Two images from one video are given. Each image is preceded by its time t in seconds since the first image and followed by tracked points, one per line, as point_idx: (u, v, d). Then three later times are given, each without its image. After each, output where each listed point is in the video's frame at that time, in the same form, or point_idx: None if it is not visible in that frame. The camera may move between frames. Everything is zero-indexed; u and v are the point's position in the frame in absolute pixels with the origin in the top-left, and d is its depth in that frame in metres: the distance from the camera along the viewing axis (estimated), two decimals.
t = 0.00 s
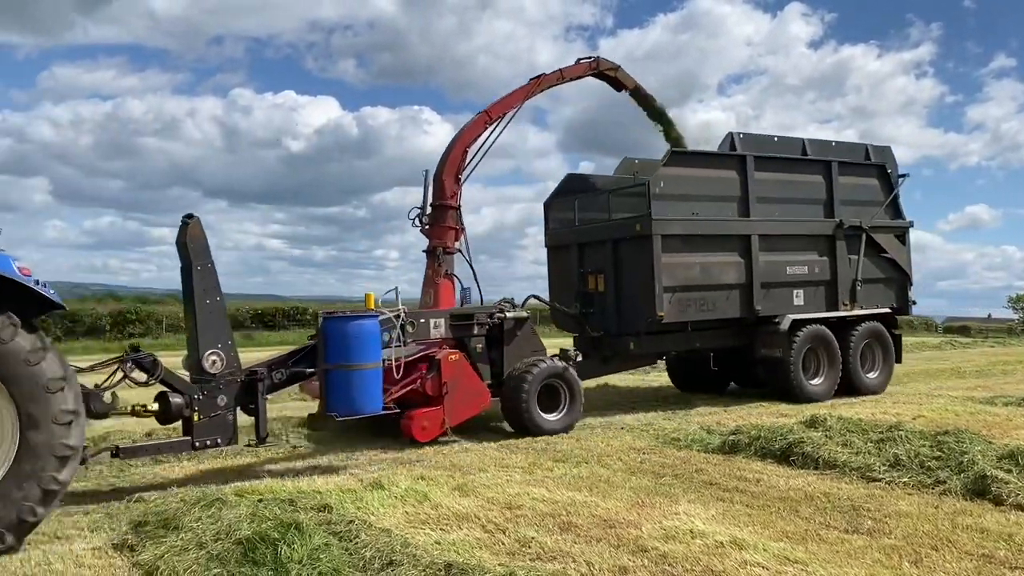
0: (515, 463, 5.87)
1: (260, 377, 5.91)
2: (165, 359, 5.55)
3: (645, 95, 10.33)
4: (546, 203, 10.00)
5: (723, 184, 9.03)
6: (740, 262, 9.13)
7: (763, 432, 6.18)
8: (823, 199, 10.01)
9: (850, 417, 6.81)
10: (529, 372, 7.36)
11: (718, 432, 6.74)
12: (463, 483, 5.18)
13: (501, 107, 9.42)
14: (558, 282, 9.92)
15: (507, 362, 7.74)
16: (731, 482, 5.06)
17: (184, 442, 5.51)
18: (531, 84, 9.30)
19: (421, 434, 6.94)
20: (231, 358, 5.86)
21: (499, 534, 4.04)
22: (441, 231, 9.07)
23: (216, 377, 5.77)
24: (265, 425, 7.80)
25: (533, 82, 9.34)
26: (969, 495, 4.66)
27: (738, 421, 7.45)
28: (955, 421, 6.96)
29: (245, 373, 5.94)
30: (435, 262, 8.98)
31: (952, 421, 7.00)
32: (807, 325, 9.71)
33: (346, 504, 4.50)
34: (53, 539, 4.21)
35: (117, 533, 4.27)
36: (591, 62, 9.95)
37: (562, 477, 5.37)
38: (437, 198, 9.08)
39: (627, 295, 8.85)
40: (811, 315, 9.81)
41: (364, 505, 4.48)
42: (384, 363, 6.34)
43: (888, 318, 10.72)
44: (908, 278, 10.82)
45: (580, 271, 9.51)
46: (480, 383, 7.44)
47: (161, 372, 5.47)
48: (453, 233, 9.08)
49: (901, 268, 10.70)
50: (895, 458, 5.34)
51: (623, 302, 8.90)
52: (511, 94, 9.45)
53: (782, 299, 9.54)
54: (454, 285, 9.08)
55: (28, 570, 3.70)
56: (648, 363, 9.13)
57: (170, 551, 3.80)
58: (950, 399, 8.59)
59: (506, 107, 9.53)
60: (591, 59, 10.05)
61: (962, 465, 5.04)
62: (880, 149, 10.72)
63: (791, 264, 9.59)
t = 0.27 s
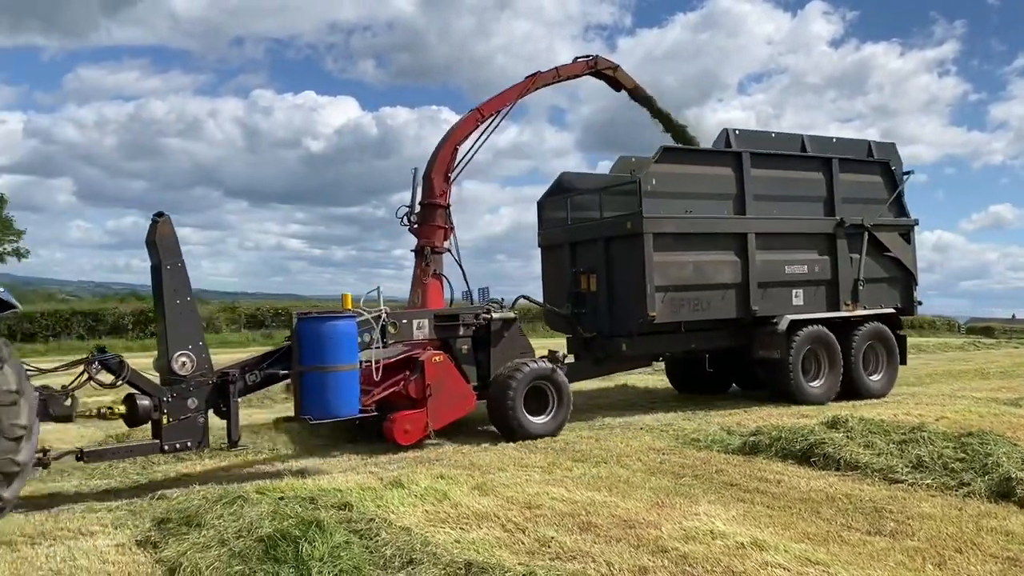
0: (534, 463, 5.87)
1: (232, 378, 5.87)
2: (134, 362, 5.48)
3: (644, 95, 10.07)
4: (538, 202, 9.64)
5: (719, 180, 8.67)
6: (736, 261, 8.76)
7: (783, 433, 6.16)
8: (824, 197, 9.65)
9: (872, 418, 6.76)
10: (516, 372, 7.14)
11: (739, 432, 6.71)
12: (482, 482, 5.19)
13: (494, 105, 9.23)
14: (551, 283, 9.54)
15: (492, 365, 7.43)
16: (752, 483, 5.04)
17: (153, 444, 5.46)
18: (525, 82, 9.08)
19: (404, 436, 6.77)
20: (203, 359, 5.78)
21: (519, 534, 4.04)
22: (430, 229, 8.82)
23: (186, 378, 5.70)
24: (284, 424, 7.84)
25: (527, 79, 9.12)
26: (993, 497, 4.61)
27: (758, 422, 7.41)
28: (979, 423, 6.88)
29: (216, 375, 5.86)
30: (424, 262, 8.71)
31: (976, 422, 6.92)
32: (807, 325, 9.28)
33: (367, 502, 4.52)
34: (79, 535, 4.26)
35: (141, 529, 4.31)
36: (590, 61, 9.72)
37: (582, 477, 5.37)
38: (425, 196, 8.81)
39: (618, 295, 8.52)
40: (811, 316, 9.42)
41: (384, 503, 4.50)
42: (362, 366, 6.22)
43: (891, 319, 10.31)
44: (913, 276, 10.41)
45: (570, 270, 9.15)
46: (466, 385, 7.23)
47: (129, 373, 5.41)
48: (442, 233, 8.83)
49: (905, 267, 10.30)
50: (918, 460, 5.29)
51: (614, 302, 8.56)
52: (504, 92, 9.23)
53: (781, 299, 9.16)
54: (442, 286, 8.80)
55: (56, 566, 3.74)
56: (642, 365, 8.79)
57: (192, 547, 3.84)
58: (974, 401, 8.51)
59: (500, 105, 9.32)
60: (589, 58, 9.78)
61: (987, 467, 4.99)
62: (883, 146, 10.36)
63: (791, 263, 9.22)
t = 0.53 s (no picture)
0: (555, 463, 5.85)
1: (204, 382, 5.57)
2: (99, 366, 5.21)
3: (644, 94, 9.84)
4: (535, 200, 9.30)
5: (719, 179, 8.29)
6: (736, 262, 8.36)
7: (807, 434, 6.10)
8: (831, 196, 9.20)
9: (897, 419, 6.69)
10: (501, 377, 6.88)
11: (761, 433, 6.67)
12: (504, 482, 5.18)
13: (488, 102, 9.08)
14: (548, 284, 9.16)
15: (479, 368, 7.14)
16: (775, 484, 5.00)
17: (120, 450, 5.21)
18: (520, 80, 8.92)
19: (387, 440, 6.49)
20: (174, 361, 5.52)
21: (541, 533, 4.04)
22: (422, 229, 8.68)
23: (157, 382, 5.42)
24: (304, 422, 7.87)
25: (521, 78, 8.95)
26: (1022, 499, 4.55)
27: (781, 423, 7.36)
28: (1007, 424, 6.79)
29: (189, 378, 5.57)
30: (414, 262, 8.59)
31: (1005, 424, 6.83)
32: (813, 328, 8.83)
33: (389, 500, 4.53)
34: (106, 531, 4.30)
35: (166, 526, 4.35)
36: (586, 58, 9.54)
37: (603, 477, 5.36)
38: (416, 196, 8.69)
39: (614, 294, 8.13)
40: (815, 317, 8.97)
41: (406, 502, 4.51)
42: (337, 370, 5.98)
43: (900, 321, 9.74)
44: (923, 277, 9.84)
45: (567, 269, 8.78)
46: (452, 387, 6.89)
47: (96, 376, 5.19)
48: (433, 233, 8.69)
49: (915, 269, 9.74)
50: (943, 462, 5.24)
51: (610, 302, 8.19)
52: (498, 91, 9.08)
53: (785, 299, 8.73)
54: (434, 287, 8.68)
55: (83, 562, 3.78)
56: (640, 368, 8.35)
57: (217, 544, 3.87)
58: (1001, 402, 8.40)
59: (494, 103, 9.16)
60: (587, 56, 9.57)
61: (1015, 470, 4.92)
62: (894, 142, 9.83)
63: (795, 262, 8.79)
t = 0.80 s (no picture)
0: (578, 463, 5.84)
1: (175, 386, 5.47)
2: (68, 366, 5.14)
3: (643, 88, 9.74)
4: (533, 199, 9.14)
5: (720, 176, 8.06)
6: (738, 261, 8.12)
7: (834, 435, 6.05)
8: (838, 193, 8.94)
9: (926, 421, 6.62)
10: (490, 377, 6.77)
11: (787, 434, 6.62)
12: (528, 481, 5.19)
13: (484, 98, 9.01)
14: (546, 284, 8.99)
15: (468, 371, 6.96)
16: (801, 485, 4.97)
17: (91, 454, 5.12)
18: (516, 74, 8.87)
19: (369, 444, 6.35)
20: (145, 365, 5.43)
21: (565, 533, 4.04)
22: (415, 228, 8.61)
23: (127, 386, 5.34)
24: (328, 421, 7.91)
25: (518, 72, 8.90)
26: None
27: (806, 424, 7.30)
28: None
29: (160, 382, 5.48)
30: (407, 262, 8.53)
31: None
32: (817, 329, 8.59)
33: (414, 499, 4.55)
34: (135, 528, 4.36)
35: (194, 523, 4.40)
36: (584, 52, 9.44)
37: (628, 477, 5.34)
38: (409, 195, 8.59)
39: (611, 294, 7.93)
40: (821, 318, 8.70)
41: (430, 501, 4.53)
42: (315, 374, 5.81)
43: (910, 321, 9.48)
44: (935, 277, 9.53)
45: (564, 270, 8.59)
46: (438, 390, 6.74)
47: (64, 380, 5.08)
48: (426, 232, 8.60)
49: (927, 268, 9.44)
50: (974, 464, 5.17)
51: (607, 303, 7.98)
52: (494, 86, 9.03)
53: (788, 300, 8.48)
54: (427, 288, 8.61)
55: (113, 558, 3.83)
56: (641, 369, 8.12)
57: (244, 542, 3.90)
58: None
59: (490, 98, 9.09)
60: (585, 50, 9.49)
61: None
62: (905, 139, 9.56)
63: (800, 261, 8.53)
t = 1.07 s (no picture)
0: (605, 463, 5.83)
1: (149, 387, 5.33)
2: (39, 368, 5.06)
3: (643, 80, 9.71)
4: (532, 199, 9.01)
5: (720, 172, 7.86)
6: (739, 260, 7.90)
7: (864, 436, 5.99)
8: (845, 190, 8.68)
9: (959, 422, 6.53)
10: (478, 377, 6.65)
11: (816, 435, 6.56)
12: (554, 481, 5.19)
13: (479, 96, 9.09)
14: (546, 283, 8.84)
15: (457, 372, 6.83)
16: (831, 487, 4.92)
17: (61, 456, 5.02)
18: (511, 72, 8.95)
19: (353, 446, 6.25)
20: (118, 365, 5.32)
21: (592, 533, 4.03)
22: (409, 228, 8.89)
23: (99, 387, 5.22)
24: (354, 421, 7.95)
25: (513, 69, 8.97)
26: None
27: (836, 425, 7.23)
28: None
29: (134, 383, 5.36)
30: (399, 261, 8.84)
31: None
32: (821, 330, 8.36)
33: (440, 498, 4.57)
34: (166, 524, 4.41)
35: (224, 520, 4.44)
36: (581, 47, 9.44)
37: (655, 478, 5.33)
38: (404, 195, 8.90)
39: (610, 294, 7.76)
40: (827, 319, 8.45)
41: (457, 500, 4.54)
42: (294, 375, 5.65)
43: (921, 322, 9.21)
44: (948, 276, 9.25)
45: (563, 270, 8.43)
46: (424, 393, 6.65)
47: (33, 381, 4.98)
48: (420, 231, 8.89)
49: (938, 267, 9.16)
50: (1007, 466, 5.10)
51: (606, 303, 7.81)
52: (490, 84, 9.11)
53: (793, 300, 8.25)
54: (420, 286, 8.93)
55: (145, 554, 3.88)
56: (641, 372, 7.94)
57: (273, 539, 3.94)
58: None
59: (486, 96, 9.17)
60: (584, 44, 9.49)
61: None
62: (914, 134, 9.32)
63: (805, 260, 8.30)
